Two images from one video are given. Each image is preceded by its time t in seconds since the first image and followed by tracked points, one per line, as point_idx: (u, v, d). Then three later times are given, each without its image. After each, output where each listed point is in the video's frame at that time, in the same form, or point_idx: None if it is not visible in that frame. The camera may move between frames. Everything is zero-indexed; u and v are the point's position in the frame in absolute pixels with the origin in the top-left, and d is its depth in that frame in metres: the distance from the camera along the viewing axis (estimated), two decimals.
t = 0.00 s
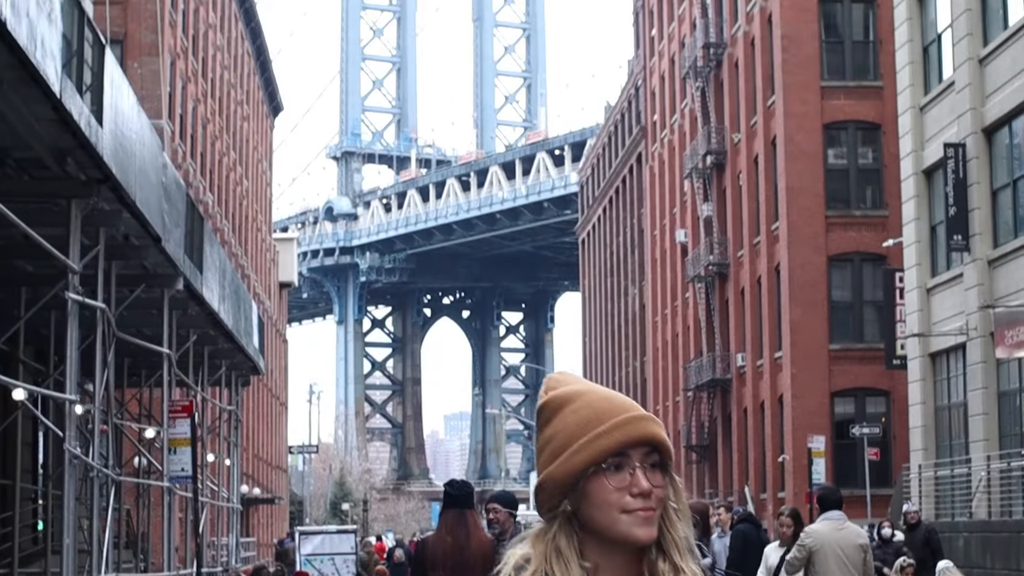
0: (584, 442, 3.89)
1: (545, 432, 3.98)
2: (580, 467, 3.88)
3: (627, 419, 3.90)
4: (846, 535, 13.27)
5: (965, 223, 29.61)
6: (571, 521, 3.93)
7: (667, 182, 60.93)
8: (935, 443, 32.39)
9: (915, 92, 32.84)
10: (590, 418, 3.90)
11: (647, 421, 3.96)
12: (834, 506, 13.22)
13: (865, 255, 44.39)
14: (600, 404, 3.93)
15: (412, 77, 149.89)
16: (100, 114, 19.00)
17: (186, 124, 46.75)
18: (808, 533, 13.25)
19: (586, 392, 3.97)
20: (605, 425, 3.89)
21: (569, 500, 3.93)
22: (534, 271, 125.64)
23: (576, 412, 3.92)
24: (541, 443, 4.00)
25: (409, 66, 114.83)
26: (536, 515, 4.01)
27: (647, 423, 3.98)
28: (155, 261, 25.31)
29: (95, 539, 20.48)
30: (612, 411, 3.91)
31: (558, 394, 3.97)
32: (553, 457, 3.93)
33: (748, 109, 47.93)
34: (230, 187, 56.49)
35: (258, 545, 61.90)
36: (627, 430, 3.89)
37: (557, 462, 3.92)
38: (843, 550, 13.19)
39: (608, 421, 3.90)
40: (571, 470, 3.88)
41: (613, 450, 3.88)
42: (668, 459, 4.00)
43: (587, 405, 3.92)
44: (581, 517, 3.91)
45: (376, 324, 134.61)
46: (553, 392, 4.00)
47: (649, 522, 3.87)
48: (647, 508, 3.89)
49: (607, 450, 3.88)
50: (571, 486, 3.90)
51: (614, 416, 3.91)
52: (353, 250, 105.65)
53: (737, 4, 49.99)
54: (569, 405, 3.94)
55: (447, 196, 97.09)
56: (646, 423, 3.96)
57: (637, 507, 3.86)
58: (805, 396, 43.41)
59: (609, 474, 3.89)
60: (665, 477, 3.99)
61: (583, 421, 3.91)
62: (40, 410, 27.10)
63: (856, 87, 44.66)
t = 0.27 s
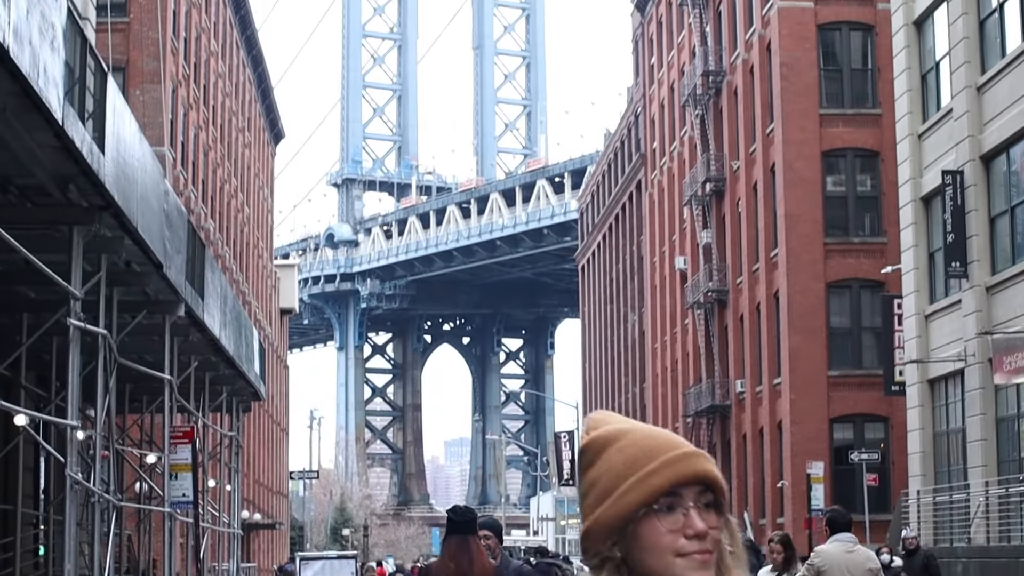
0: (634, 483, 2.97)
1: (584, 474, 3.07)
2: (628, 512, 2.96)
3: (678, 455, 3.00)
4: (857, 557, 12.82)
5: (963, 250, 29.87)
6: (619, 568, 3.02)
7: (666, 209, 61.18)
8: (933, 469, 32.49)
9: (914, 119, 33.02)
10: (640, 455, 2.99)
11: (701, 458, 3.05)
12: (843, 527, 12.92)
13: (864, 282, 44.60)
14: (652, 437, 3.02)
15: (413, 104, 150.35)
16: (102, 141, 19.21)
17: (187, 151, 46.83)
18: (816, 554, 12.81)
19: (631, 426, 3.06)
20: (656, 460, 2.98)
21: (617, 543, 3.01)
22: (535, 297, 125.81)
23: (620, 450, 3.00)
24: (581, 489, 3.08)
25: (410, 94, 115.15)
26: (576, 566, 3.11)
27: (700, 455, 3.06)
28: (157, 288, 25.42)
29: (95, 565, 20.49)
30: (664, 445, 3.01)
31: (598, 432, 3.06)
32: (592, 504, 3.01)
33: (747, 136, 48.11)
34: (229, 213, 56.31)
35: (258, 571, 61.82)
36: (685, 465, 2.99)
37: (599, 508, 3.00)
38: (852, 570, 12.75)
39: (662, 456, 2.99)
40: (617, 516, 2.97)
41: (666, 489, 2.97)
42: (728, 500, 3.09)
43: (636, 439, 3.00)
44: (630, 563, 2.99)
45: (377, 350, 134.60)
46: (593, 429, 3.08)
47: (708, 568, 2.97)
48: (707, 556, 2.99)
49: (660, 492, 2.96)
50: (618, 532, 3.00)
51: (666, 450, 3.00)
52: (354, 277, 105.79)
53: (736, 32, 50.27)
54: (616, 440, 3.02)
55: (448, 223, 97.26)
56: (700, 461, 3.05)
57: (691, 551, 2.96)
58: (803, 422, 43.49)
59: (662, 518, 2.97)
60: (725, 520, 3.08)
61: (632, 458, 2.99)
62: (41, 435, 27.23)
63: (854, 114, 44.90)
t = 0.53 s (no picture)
0: (707, 480, 2.80)
1: (659, 467, 2.91)
2: (701, 513, 2.79)
3: (761, 451, 2.81)
4: None
5: (961, 282, 30.04)
6: (690, 571, 2.87)
7: (665, 240, 61.30)
8: (932, 500, 32.54)
9: (912, 150, 33.21)
10: (718, 450, 2.81)
11: (787, 453, 2.86)
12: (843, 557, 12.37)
13: (862, 313, 44.71)
14: (734, 428, 2.84)
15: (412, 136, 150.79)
16: (105, 173, 19.36)
17: (188, 183, 46.92)
18: None
19: (712, 417, 2.89)
20: (735, 456, 2.80)
21: (691, 550, 2.85)
22: (535, 328, 125.84)
23: (696, 444, 2.83)
24: (657, 484, 2.92)
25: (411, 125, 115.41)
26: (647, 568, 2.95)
27: (782, 454, 2.87)
28: (158, 318, 25.49)
29: None
30: (745, 438, 2.82)
31: (677, 424, 2.89)
32: (664, 503, 2.86)
33: (746, 169, 48.34)
34: (230, 244, 56.29)
35: None
36: (767, 462, 2.80)
37: (671, 508, 2.84)
38: None
39: (741, 451, 2.81)
40: (690, 516, 2.81)
41: (743, 490, 2.79)
42: (813, 501, 2.90)
43: (714, 434, 2.83)
44: (703, 565, 2.84)
45: (377, 382, 134.55)
46: (672, 421, 2.91)
47: (789, 574, 2.79)
48: (787, 560, 2.81)
49: (736, 490, 2.78)
50: (690, 535, 2.84)
51: (744, 445, 2.82)
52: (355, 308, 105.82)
53: (735, 65, 50.54)
54: (694, 433, 2.85)
55: (448, 254, 97.37)
56: (785, 456, 2.86)
57: (772, 557, 2.79)
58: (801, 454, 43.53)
59: (739, 521, 2.80)
60: (810, 526, 2.88)
61: (709, 454, 2.81)
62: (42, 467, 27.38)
63: (853, 146, 45.19)
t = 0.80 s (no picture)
0: (781, 523, 2.60)
1: (732, 498, 2.73)
2: (769, 559, 2.61)
3: (837, 492, 2.61)
4: None
5: (961, 319, 30.11)
6: None
7: (665, 278, 61.34)
8: (932, 538, 32.49)
9: (912, 189, 33.29)
10: (790, 489, 2.61)
11: (877, 495, 2.65)
12: None
13: (862, 350, 44.72)
14: (813, 462, 2.64)
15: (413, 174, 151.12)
16: (105, 211, 19.42)
17: (188, 220, 47.07)
18: None
19: (789, 446, 2.69)
20: (809, 497, 2.61)
21: None
22: (535, 365, 125.82)
23: (772, 479, 2.63)
24: (726, 517, 2.74)
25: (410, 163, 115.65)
26: None
27: (868, 493, 2.67)
28: (158, 356, 25.49)
29: None
30: (830, 472, 2.63)
31: (751, 456, 2.69)
32: (734, 547, 2.68)
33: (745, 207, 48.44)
34: (230, 281, 56.42)
35: None
36: (845, 505, 2.61)
37: (742, 551, 2.67)
38: None
39: (818, 493, 2.61)
40: (757, 564, 2.63)
41: (815, 535, 2.60)
42: (900, 548, 2.71)
43: (791, 466, 2.64)
44: None
45: (376, 419, 134.46)
46: (747, 450, 2.71)
47: None
48: None
49: (810, 540, 2.59)
50: None
51: (826, 486, 2.61)
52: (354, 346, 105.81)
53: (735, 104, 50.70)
54: (771, 465, 2.65)
55: (447, 291, 97.44)
56: (871, 496, 2.65)
57: None
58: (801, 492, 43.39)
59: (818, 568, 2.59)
60: (896, 573, 2.69)
61: (780, 493, 2.61)
62: (42, 504, 27.36)
63: (852, 184, 45.36)
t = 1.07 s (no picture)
0: (842, 542, 2.79)
1: (801, 508, 2.94)
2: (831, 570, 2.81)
3: (898, 510, 2.80)
4: None
5: (960, 350, 30.14)
6: None
7: (665, 308, 61.31)
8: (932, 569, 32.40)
9: (911, 219, 33.34)
10: (849, 506, 2.81)
11: (947, 519, 2.80)
12: None
13: (862, 380, 44.66)
14: (877, 480, 2.84)
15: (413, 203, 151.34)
16: (105, 241, 19.45)
17: (188, 250, 47.11)
18: None
19: (861, 463, 2.89)
20: (870, 517, 2.79)
21: None
22: (535, 395, 125.63)
23: (834, 492, 2.83)
24: (794, 521, 2.95)
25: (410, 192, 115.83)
26: None
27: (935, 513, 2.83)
28: (157, 386, 25.49)
29: None
30: (899, 490, 2.83)
31: (815, 473, 2.89)
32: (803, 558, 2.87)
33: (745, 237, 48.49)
34: (229, 311, 56.46)
35: None
36: (905, 522, 2.79)
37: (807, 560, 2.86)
38: None
39: (879, 509, 2.80)
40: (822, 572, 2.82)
41: (876, 554, 2.78)
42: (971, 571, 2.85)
43: (857, 482, 2.84)
44: None
45: (376, 449, 134.22)
46: (820, 458, 2.92)
47: None
48: None
49: (857, 561, 2.78)
50: None
51: (889, 503, 2.81)
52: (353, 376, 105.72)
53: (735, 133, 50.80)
54: (833, 478, 2.86)
55: (447, 321, 97.40)
56: (933, 520, 2.81)
57: None
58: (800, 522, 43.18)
59: None
60: None
61: (838, 511, 2.81)
62: (41, 534, 27.37)
63: (852, 215, 45.50)
